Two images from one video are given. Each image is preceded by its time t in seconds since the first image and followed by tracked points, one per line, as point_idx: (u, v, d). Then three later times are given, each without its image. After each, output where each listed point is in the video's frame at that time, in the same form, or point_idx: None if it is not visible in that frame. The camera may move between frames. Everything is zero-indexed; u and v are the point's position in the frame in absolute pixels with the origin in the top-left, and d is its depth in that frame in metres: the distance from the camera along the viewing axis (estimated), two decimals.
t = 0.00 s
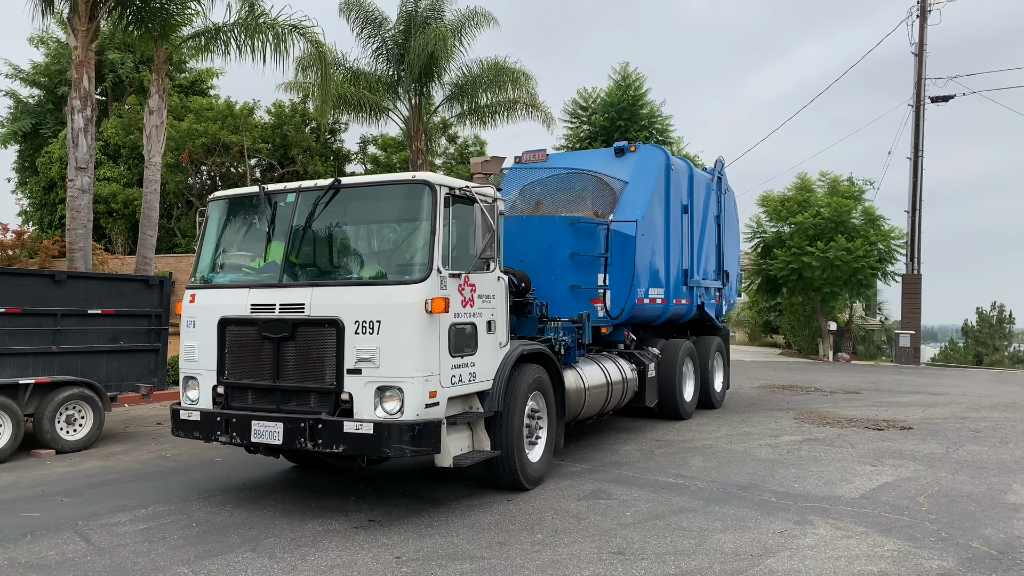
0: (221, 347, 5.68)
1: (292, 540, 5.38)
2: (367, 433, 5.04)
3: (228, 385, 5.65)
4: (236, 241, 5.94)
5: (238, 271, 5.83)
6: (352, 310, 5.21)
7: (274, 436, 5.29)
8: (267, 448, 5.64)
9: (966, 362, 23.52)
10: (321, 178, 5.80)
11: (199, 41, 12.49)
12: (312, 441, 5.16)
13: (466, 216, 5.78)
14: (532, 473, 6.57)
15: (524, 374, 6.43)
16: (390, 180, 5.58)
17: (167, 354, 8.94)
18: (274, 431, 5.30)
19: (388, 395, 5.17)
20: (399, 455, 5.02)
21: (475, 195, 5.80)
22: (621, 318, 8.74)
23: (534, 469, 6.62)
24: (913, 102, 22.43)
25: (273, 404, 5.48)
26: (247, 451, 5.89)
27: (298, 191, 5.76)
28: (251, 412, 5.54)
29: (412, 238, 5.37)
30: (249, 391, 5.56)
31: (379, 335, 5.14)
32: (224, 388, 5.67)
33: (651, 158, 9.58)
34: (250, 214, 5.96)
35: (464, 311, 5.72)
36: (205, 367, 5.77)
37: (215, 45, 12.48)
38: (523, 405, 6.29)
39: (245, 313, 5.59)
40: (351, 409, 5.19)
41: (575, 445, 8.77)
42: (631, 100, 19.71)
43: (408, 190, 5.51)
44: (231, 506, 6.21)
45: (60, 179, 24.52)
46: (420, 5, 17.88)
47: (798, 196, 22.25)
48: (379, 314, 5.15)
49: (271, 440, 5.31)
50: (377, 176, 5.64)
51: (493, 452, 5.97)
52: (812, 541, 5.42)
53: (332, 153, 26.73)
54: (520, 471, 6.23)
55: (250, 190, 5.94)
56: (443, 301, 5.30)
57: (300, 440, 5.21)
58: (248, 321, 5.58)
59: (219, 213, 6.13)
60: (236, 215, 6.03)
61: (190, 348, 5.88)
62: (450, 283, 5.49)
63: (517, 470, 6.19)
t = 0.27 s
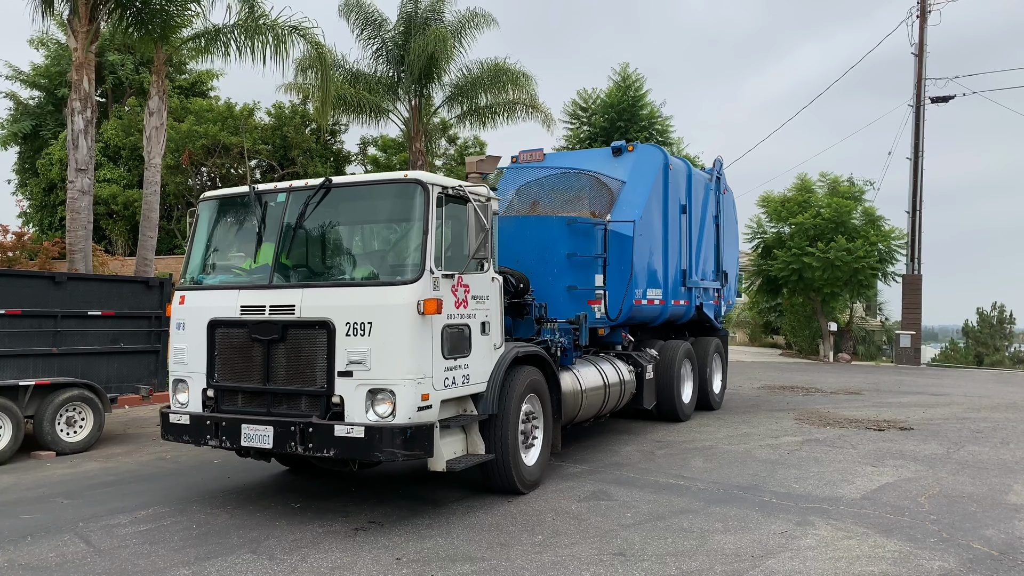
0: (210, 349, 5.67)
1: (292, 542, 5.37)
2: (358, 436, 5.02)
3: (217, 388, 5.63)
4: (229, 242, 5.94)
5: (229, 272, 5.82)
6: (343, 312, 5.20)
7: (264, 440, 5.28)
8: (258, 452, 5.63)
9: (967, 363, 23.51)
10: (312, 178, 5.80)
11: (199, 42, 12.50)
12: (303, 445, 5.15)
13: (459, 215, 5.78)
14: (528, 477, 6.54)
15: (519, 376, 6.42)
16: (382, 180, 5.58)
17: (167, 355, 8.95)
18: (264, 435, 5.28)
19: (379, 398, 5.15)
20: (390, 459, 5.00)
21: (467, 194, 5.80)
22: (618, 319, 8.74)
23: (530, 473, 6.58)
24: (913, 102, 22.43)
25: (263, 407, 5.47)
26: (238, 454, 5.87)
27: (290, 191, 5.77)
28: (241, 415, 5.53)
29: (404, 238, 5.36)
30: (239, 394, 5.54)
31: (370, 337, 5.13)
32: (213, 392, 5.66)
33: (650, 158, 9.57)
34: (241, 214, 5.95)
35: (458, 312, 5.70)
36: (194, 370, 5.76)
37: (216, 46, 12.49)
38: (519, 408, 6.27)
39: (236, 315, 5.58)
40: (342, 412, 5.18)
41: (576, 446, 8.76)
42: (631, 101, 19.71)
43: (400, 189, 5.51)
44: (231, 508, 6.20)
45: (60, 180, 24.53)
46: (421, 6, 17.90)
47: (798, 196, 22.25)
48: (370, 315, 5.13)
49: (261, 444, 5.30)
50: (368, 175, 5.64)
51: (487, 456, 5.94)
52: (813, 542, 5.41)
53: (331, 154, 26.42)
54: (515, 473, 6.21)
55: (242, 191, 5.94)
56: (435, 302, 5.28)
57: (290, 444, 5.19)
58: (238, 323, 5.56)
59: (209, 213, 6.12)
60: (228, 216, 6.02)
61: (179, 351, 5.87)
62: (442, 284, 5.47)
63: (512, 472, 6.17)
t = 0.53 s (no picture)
0: (204, 351, 5.66)
1: (293, 543, 5.37)
2: (354, 440, 5.01)
3: (213, 391, 5.63)
4: (224, 243, 5.94)
5: (224, 273, 5.82)
6: (339, 313, 5.20)
7: (260, 443, 5.28)
8: (254, 455, 5.62)
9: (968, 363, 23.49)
10: (308, 178, 5.80)
11: (199, 44, 12.51)
12: (298, 448, 5.15)
13: (458, 216, 5.78)
14: (528, 481, 6.52)
15: (517, 379, 6.41)
16: (379, 180, 5.58)
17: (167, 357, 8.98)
18: (260, 438, 5.28)
19: (376, 401, 5.14)
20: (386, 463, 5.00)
21: (466, 195, 5.79)
22: (616, 319, 8.74)
23: (530, 477, 6.56)
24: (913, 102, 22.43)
25: (259, 410, 5.47)
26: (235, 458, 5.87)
27: (285, 191, 5.77)
28: (237, 418, 5.53)
29: (400, 239, 5.36)
30: (234, 397, 5.54)
31: (366, 340, 5.12)
32: (208, 394, 5.66)
33: (648, 158, 9.57)
34: (236, 214, 5.95)
35: (455, 314, 5.70)
36: (189, 373, 5.76)
37: (216, 48, 12.48)
38: (517, 411, 6.26)
39: (231, 317, 5.58)
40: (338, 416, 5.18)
41: (577, 447, 8.76)
42: (631, 102, 19.73)
43: (396, 189, 5.50)
44: (231, 510, 6.20)
45: (61, 182, 24.56)
46: (421, 7, 17.91)
47: (798, 197, 22.25)
48: (367, 317, 5.13)
49: (257, 447, 5.30)
50: (364, 175, 5.64)
51: (485, 458, 5.94)
52: (815, 542, 5.41)
53: (332, 155, 26.60)
54: (513, 476, 6.21)
55: (237, 191, 5.94)
56: (432, 304, 5.27)
57: (286, 447, 5.19)
58: (233, 324, 5.56)
59: (204, 214, 6.13)
60: (223, 216, 6.02)
61: (173, 353, 5.86)
62: (439, 286, 5.46)
63: (511, 476, 6.17)
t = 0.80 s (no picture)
0: (198, 352, 5.67)
1: (294, 544, 5.38)
2: (348, 441, 5.02)
3: (206, 392, 5.64)
4: (219, 243, 5.95)
5: (219, 274, 5.83)
6: (332, 313, 5.20)
7: (254, 445, 5.28)
8: (248, 457, 5.63)
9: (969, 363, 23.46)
10: (301, 178, 5.81)
11: (200, 45, 12.52)
12: (292, 449, 5.15)
13: (451, 215, 5.78)
14: (527, 482, 6.50)
15: (513, 379, 6.40)
16: (371, 179, 5.58)
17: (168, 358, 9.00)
18: (253, 440, 5.29)
19: (369, 401, 5.14)
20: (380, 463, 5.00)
21: (459, 193, 5.80)
22: (614, 320, 8.74)
23: (528, 477, 6.54)
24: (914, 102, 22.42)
25: (253, 411, 5.47)
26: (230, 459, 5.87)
27: (278, 191, 5.78)
28: (230, 419, 5.53)
29: (394, 238, 5.36)
30: (227, 399, 5.55)
31: (359, 340, 5.12)
32: (202, 396, 5.66)
33: (647, 158, 9.57)
34: (230, 214, 5.96)
35: (450, 313, 5.70)
36: (183, 374, 5.76)
37: (216, 49, 12.49)
38: (513, 411, 6.25)
39: (224, 317, 5.58)
40: (331, 417, 5.18)
41: (578, 447, 8.76)
42: (631, 102, 19.74)
43: (389, 188, 5.51)
44: (232, 511, 6.20)
45: (62, 183, 24.57)
46: (421, 8, 17.92)
47: (799, 197, 22.23)
48: (360, 317, 5.13)
49: (251, 449, 5.30)
50: (356, 174, 5.65)
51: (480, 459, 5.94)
52: (815, 543, 5.41)
53: (333, 157, 26.63)
54: (510, 476, 6.18)
55: (230, 191, 5.94)
56: (426, 304, 5.27)
57: (279, 448, 5.19)
58: (226, 325, 5.56)
59: (198, 215, 6.14)
60: (217, 217, 6.03)
61: (168, 355, 5.87)
62: (433, 285, 5.46)
63: (507, 476, 6.15)
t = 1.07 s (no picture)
0: (197, 353, 5.67)
1: (295, 544, 5.38)
2: (347, 442, 5.02)
3: (205, 393, 5.63)
4: (218, 243, 5.95)
5: (218, 274, 5.83)
6: (331, 314, 5.20)
7: (253, 446, 5.28)
8: (248, 458, 5.63)
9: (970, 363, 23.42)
10: (300, 177, 5.81)
11: (201, 45, 12.53)
12: (291, 450, 5.15)
13: (451, 215, 5.78)
14: (527, 483, 6.50)
15: (513, 380, 6.40)
16: (371, 179, 5.58)
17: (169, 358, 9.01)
18: (252, 441, 5.29)
19: (369, 402, 5.14)
20: (379, 464, 5.00)
21: (458, 193, 5.80)
22: (615, 319, 8.73)
23: (528, 478, 6.54)
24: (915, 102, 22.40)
25: (251, 412, 5.47)
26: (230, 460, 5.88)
27: (278, 190, 5.77)
28: (230, 420, 5.54)
29: (394, 238, 5.36)
30: (226, 399, 5.55)
31: (359, 340, 5.13)
32: (200, 397, 5.67)
33: (647, 157, 9.57)
34: (229, 214, 5.95)
35: (450, 314, 5.70)
36: (181, 375, 5.76)
37: (217, 49, 12.49)
38: (513, 412, 6.25)
39: (224, 317, 5.58)
40: (330, 417, 5.19)
41: (579, 447, 8.76)
42: (632, 102, 19.74)
43: (388, 188, 5.51)
44: (233, 510, 6.21)
45: (63, 183, 24.59)
46: (422, 8, 17.92)
47: (800, 197, 22.22)
48: (359, 317, 5.13)
49: (249, 450, 5.30)
50: (355, 174, 5.64)
51: (481, 460, 5.94)
52: (816, 542, 5.40)
53: (334, 157, 26.62)
54: (510, 477, 6.18)
55: (229, 191, 5.94)
56: (426, 304, 5.26)
57: (279, 449, 5.19)
58: (225, 325, 5.56)
59: (197, 214, 6.14)
60: (216, 216, 6.03)
61: (166, 355, 5.87)
62: (432, 285, 5.46)
63: (507, 476, 6.14)
